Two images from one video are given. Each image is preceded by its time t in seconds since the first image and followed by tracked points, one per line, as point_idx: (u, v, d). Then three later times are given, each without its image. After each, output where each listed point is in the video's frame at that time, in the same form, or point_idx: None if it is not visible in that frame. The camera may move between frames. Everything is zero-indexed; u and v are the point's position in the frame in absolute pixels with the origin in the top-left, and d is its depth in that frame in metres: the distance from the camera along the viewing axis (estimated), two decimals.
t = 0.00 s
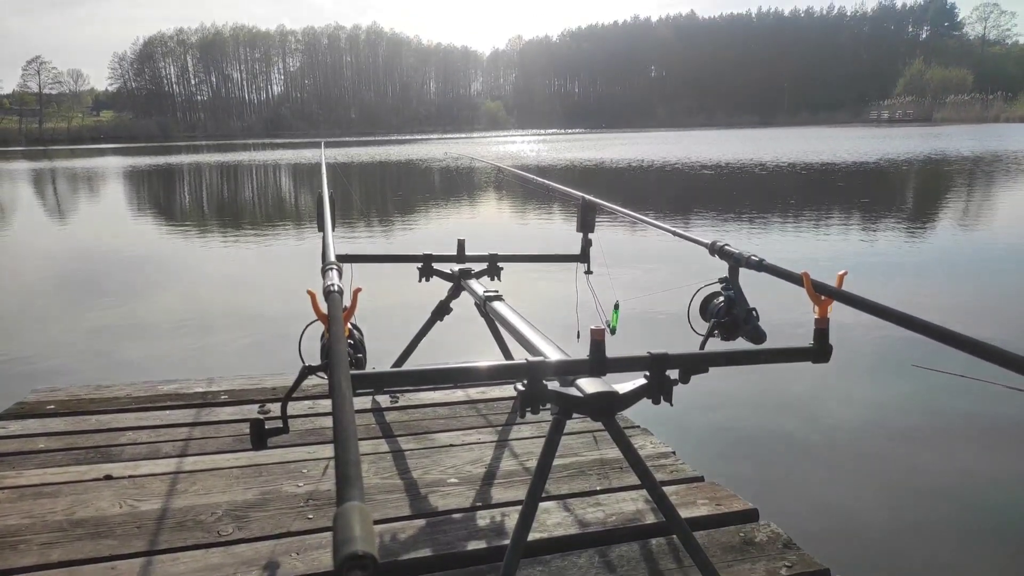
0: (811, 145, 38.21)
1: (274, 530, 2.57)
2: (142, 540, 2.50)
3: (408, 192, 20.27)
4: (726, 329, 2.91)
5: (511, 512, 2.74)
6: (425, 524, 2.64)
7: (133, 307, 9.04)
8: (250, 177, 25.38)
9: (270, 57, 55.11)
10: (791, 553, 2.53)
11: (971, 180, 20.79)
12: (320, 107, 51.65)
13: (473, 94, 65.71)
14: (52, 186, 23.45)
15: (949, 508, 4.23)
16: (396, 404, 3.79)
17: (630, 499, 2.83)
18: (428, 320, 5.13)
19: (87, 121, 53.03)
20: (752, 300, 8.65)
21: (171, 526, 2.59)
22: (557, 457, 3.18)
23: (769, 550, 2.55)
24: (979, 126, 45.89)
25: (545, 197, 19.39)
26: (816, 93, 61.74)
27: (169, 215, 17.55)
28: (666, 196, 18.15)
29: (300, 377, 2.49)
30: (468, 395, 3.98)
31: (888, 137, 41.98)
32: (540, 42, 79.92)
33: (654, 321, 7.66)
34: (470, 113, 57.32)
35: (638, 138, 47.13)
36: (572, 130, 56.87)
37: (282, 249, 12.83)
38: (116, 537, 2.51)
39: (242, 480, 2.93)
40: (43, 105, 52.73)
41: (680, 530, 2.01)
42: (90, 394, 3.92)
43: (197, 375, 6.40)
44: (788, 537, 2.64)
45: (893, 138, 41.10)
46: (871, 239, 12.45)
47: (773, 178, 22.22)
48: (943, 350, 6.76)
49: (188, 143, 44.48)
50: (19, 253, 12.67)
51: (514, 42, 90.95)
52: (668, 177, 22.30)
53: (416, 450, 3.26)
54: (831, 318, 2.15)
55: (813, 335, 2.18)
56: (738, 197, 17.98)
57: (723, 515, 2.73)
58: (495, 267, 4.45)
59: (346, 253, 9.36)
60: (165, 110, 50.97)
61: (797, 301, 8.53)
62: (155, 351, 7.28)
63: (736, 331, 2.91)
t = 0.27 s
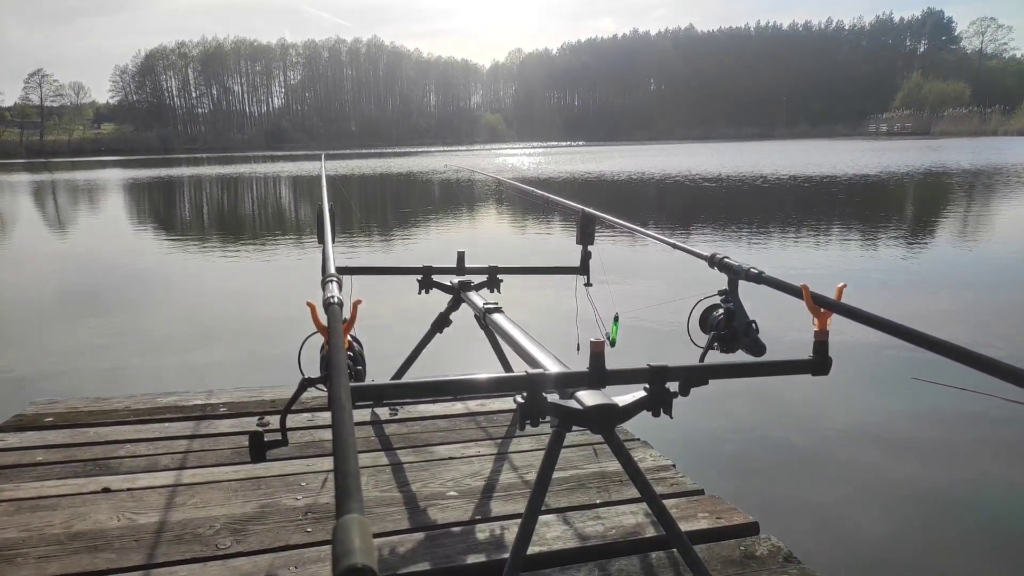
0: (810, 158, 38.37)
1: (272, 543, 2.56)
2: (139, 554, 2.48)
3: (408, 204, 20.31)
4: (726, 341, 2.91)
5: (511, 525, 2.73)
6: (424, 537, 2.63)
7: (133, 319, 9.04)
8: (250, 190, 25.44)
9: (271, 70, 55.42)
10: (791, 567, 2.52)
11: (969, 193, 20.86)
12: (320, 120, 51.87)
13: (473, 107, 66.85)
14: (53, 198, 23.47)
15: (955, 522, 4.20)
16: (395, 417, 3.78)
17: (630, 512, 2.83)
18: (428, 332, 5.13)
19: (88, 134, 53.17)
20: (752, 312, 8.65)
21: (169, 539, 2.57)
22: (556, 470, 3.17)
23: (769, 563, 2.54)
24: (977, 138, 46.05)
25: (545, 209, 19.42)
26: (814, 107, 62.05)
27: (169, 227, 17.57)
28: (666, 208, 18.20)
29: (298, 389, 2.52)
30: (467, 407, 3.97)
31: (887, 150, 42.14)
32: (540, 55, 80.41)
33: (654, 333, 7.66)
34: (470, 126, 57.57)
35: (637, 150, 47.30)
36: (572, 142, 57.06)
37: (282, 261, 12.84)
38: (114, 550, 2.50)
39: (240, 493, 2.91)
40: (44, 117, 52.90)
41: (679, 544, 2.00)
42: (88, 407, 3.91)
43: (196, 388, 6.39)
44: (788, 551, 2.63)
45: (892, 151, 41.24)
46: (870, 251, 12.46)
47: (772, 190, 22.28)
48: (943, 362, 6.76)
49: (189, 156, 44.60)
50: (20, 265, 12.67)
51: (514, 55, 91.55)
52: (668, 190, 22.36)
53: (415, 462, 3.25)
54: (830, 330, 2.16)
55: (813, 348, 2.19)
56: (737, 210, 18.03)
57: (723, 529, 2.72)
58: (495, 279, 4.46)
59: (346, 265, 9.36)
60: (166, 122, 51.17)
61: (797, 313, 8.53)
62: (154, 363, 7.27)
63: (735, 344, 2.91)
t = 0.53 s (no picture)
0: (808, 175, 38.54)
1: (269, 560, 2.55)
2: (135, 571, 2.47)
3: (407, 219, 20.37)
4: (724, 356, 2.92)
5: (509, 541, 2.72)
6: (422, 554, 2.62)
7: (130, 334, 9.03)
8: (250, 205, 25.52)
9: (271, 86, 55.75)
10: None
11: (966, 209, 20.93)
12: (320, 137, 52.13)
13: (472, 123, 67.31)
14: (53, 213, 23.52)
15: (960, 541, 4.15)
16: (393, 432, 3.77)
17: (629, 528, 2.81)
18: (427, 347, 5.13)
19: (89, 149, 53.39)
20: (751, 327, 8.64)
21: (165, 556, 2.56)
22: (555, 486, 3.16)
23: None
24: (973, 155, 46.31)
25: (544, 224, 19.48)
26: (811, 123, 62.41)
27: (168, 242, 17.59)
28: (664, 224, 18.26)
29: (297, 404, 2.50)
30: (466, 422, 3.96)
31: (884, 166, 42.33)
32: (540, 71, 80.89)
33: (652, 348, 7.66)
34: (469, 142, 57.82)
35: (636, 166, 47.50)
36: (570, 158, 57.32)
37: (281, 276, 12.85)
38: (110, 567, 2.49)
39: (237, 509, 2.90)
40: (45, 133, 53.12)
41: (679, 559, 2.00)
42: (86, 422, 3.90)
43: (194, 403, 6.38)
44: (788, 568, 2.62)
45: (890, 167, 41.42)
46: (868, 267, 12.47)
47: (770, 206, 22.36)
48: (942, 378, 6.75)
49: (189, 171, 44.75)
50: (19, 280, 12.68)
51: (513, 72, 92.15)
52: (666, 205, 22.45)
53: (414, 478, 3.24)
54: (828, 347, 2.17)
55: (811, 363, 2.20)
56: (735, 225, 18.11)
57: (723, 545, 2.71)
58: (493, 294, 4.46)
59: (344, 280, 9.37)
60: (166, 138, 51.38)
61: (796, 328, 8.54)
62: (152, 378, 7.26)
63: (734, 359, 2.91)
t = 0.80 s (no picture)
0: (806, 190, 38.69)
1: None
2: None
3: (406, 233, 20.39)
4: (723, 371, 2.92)
5: (507, 558, 2.70)
6: (420, 571, 2.60)
7: (128, 349, 9.00)
8: (249, 220, 25.55)
9: (271, 101, 55.95)
10: None
11: (964, 225, 20.98)
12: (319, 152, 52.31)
13: (471, 139, 67.64)
14: (51, 228, 23.52)
15: (957, 558, 4.14)
16: (392, 447, 3.75)
17: (628, 545, 2.80)
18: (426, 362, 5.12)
19: (89, 164, 53.51)
20: (750, 343, 8.63)
21: (162, 572, 2.54)
22: (554, 502, 3.14)
23: None
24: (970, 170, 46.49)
25: (543, 239, 19.52)
26: (809, 138, 62.66)
27: (167, 257, 17.60)
28: (663, 239, 18.30)
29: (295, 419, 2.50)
30: (464, 438, 3.95)
31: (882, 182, 42.50)
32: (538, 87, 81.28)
33: (652, 363, 7.65)
34: (468, 157, 57.96)
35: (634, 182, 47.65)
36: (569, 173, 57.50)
37: (280, 290, 12.85)
38: None
39: (234, 525, 2.89)
40: (45, 148, 53.26)
41: None
42: (83, 438, 3.89)
43: (191, 418, 6.35)
44: None
45: (887, 182, 41.58)
46: (867, 282, 12.47)
47: (769, 221, 22.42)
48: (942, 394, 6.74)
49: (188, 186, 44.83)
50: (17, 294, 12.67)
51: (512, 87, 92.45)
52: (665, 220, 22.50)
53: (412, 494, 3.22)
54: (826, 362, 2.18)
55: (809, 378, 2.20)
56: (734, 240, 18.15)
57: (723, 562, 2.69)
58: (492, 308, 4.46)
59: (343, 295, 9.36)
60: (166, 153, 51.52)
61: (795, 343, 8.54)
62: (150, 393, 7.23)
63: (733, 374, 2.91)
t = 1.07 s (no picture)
0: (804, 206, 38.83)
1: None
2: None
3: (405, 248, 20.43)
4: (721, 387, 2.92)
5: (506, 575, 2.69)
6: None
7: (126, 364, 8.99)
8: (248, 235, 25.59)
9: (272, 117, 56.20)
10: None
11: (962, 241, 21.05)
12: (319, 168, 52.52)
13: (470, 154, 67.94)
14: (51, 243, 23.54)
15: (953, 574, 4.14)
16: (390, 463, 3.74)
17: (628, 562, 2.78)
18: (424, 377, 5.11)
19: (89, 179, 53.65)
20: (749, 358, 8.61)
21: None
22: (553, 519, 3.13)
23: None
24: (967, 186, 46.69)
25: (542, 254, 19.55)
26: (807, 155, 62.96)
27: (165, 272, 17.60)
28: (661, 254, 18.34)
29: (294, 434, 2.48)
30: (463, 453, 3.94)
31: (879, 198, 42.66)
32: (538, 103, 81.71)
33: (650, 379, 7.64)
34: (467, 173, 58.20)
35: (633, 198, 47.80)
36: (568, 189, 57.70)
37: (279, 305, 12.85)
38: None
39: (231, 541, 2.87)
40: (45, 163, 53.40)
41: None
42: (80, 453, 3.88)
43: (189, 434, 6.33)
44: None
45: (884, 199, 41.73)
46: (865, 298, 12.48)
47: (767, 237, 22.47)
48: (941, 410, 6.73)
49: (188, 202, 44.93)
50: (15, 309, 12.66)
51: (511, 102, 92.91)
52: (663, 236, 22.57)
53: (410, 510, 3.21)
54: (825, 377, 2.18)
55: (809, 394, 2.20)
56: (732, 256, 18.20)
57: None
58: (491, 323, 4.46)
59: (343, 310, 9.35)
60: (166, 168, 51.66)
61: (794, 359, 8.53)
62: (147, 409, 7.21)
63: (732, 390, 2.91)
